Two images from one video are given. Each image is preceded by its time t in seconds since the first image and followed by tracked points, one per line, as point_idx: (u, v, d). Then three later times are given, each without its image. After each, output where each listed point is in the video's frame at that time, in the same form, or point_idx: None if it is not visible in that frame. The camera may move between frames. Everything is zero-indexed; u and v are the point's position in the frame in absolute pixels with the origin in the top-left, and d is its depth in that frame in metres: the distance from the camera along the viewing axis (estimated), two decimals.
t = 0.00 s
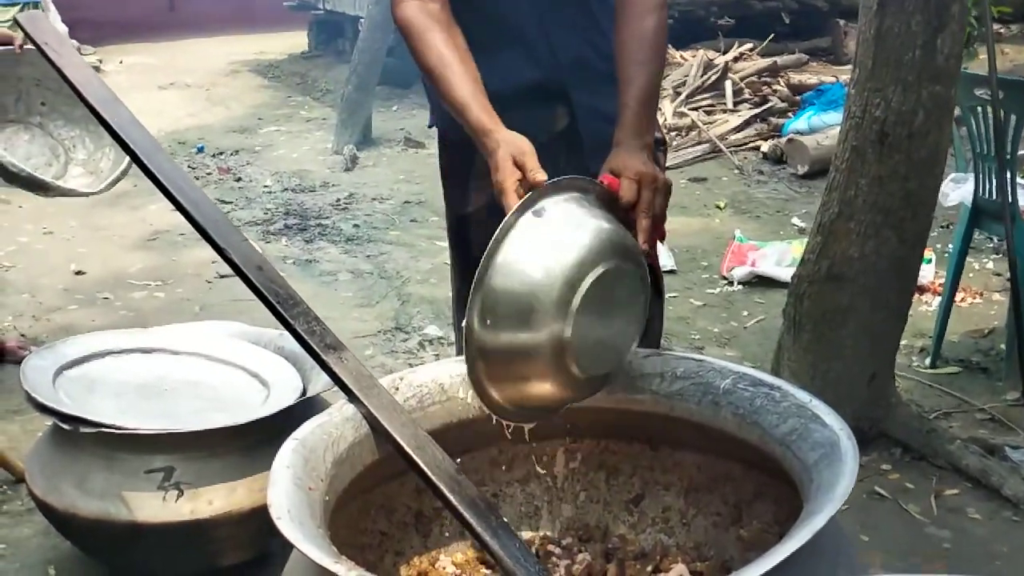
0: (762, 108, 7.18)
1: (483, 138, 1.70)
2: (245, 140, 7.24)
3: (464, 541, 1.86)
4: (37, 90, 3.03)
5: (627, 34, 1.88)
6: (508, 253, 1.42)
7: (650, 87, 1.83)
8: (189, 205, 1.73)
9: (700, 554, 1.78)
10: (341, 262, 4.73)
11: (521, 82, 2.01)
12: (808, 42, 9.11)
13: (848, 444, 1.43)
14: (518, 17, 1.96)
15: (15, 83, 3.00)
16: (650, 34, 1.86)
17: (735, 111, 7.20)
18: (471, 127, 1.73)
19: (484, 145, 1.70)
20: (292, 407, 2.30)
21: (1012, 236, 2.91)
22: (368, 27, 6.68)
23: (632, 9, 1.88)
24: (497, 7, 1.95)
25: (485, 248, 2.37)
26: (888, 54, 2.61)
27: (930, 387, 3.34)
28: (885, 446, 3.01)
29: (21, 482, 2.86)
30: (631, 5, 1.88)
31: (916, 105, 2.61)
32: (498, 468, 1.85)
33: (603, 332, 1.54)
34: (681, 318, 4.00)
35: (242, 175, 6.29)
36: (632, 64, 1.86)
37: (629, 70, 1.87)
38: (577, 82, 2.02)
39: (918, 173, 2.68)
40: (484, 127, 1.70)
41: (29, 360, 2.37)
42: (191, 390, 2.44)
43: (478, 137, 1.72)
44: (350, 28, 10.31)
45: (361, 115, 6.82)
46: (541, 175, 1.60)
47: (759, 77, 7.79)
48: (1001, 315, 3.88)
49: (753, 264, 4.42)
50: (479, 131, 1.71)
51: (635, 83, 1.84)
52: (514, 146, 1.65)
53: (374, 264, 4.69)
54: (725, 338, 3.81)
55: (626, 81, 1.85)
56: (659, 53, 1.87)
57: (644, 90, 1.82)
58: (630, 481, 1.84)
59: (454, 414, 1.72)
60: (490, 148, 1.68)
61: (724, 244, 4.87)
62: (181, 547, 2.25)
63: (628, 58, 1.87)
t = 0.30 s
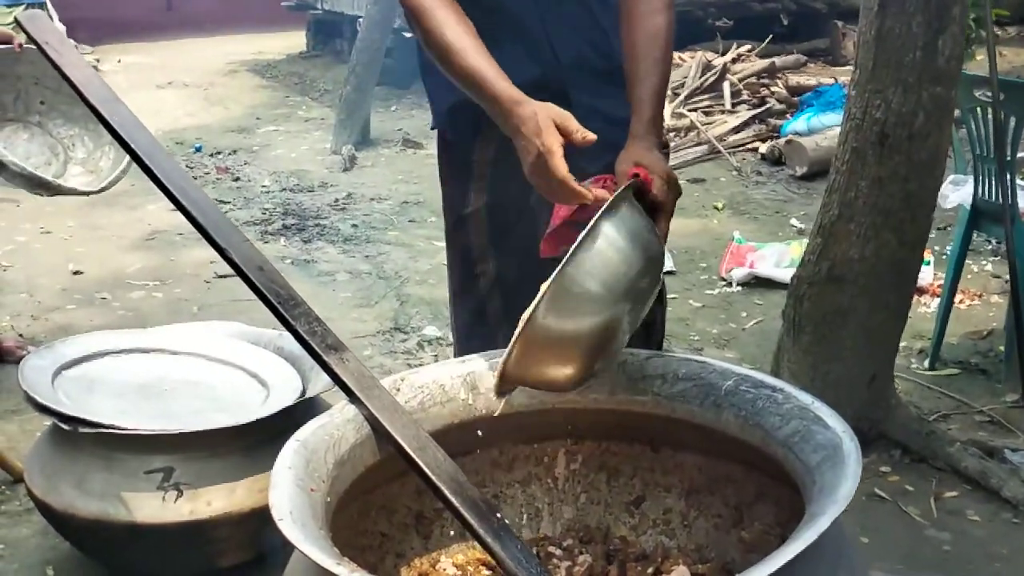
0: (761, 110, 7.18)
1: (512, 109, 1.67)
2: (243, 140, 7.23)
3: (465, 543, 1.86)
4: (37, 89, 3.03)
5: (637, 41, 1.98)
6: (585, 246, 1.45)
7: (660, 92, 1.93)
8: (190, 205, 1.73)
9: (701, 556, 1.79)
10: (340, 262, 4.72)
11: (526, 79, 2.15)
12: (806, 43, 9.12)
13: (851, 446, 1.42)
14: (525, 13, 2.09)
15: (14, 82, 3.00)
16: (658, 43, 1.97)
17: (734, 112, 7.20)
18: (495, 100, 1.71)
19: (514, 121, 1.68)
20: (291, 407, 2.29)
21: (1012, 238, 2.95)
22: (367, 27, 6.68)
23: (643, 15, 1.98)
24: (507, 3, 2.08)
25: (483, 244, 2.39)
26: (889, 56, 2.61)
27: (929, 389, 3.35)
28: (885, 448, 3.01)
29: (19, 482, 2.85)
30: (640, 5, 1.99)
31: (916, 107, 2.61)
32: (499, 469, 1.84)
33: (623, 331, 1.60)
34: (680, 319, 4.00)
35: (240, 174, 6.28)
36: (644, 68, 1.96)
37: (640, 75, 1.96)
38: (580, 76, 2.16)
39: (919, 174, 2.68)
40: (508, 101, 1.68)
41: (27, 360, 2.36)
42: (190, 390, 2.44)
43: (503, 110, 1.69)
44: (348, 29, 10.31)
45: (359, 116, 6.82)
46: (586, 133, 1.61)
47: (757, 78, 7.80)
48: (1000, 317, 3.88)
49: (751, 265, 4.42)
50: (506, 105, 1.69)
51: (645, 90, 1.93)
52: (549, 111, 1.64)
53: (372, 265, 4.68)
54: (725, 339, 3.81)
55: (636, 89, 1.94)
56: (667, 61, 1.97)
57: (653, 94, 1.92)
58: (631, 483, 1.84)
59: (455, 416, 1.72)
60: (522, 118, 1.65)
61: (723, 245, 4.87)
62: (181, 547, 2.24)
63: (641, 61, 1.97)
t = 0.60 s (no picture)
0: (762, 112, 7.18)
1: (539, 86, 1.65)
2: (244, 141, 7.23)
3: (467, 544, 1.86)
4: (38, 90, 3.03)
5: (646, 44, 2.04)
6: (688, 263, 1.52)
7: (670, 96, 1.98)
8: (194, 206, 1.72)
9: (704, 559, 1.79)
10: (341, 263, 4.72)
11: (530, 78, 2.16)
12: (807, 46, 9.13)
13: (856, 449, 1.42)
14: (532, 17, 2.10)
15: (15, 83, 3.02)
16: (667, 47, 2.03)
17: (735, 115, 7.20)
18: (518, 78, 1.68)
19: (538, 98, 1.65)
20: (292, 408, 2.29)
21: (1015, 241, 2.95)
22: (368, 29, 6.68)
23: (651, 20, 2.04)
24: (510, 5, 2.09)
25: (488, 245, 2.39)
26: (891, 59, 2.61)
27: (931, 392, 3.34)
28: (887, 451, 3.01)
29: (21, 483, 2.85)
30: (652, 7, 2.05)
31: (919, 110, 2.61)
32: (502, 471, 1.83)
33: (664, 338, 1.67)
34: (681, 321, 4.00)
35: (241, 176, 6.28)
36: (654, 71, 2.01)
37: (653, 75, 2.01)
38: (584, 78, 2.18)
39: (921, 178, 2.68)
40: (534, 78, 1.66)
41: (29, 361, 2.36)
42: (192, 392, 2.43)
43: (527, 87, 1.67)
44: (348, 30, 10.31)
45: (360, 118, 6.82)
46: (620, 112, 1.58)
47: (758, 81, 7.80)
48: (1001, 320, 3.88)
49: (753, 267, 4.42)
50: (531, 82, 1.66)
51: (655, 95, 1.99)
52: (579, 88, 1.62)
53: (374, 266, 4.68)
54: (726, 342, 3.81)
55: (647, 93, 1.99)
56: (674, 65, 2.02)
57: (664, 98, 1.98)
58: (634, 485, 1.84)
59: (459, 418, 1.71)
60: (550, 95, 1.63)
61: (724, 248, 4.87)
62: (182, 549, 2.24)
63: (651, 65, 2.02)
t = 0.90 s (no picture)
0: (763, 105, 7.17)
1: (544, 62, 1.69)
2: (244, 132, 7.23)
3: (468, 536, 1.86)
4: (39, 81, 3.03)
5: (660, 36, 2.09)
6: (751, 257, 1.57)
7: (684, 88, 2.04)
8: (196, 197, 1.71)
9: (706, 551, 1.78)
10: (342, 255, 4.72)
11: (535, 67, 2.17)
12: (808, 39, 9.12)
13: (858, 442, 1.42)
14: (536, 8, 2.10)
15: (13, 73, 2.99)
16: (680, 42, 2.10)
17: (736, 108, 7.19)
18: (522, 59, 1.71)
19: (542, 75, 1.69)
20: (294, 400, 2.29)
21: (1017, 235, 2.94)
22: (369, 20, 6.67)
23: (664, 13, 2.10)
24: None
25: (492, 239, 2.38)
26: (894, 52, 2.60)
27: (931, 385, 3.35)
28: (887, 444, 3.02)
29: (22, 473, 2.85)
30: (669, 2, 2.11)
31: (922, 103, 2.61)
32: (503, 463, 1.84)
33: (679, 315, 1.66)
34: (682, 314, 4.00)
35: (242, 167, 6.27)
36: (667, 63, 2.07)
37: (668, 66, 2.07)
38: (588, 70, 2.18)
39: (923, 171, 2.68)
40: (540, 57, 1.70)
41: (30, 351, 2.36)
42: (193, 383, 2.43)
43: (533, 65, 1.70)
44: (349, 21, 10.28)
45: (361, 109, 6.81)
46: (627, 92, 1.68)
47: (760, 74, 7.80)
48: (1002, 314, 3.88)
49: (754, 261, 4.42)
50: (536, 59, 1.70)
51: (670, 86, 2.05)
52: (587, 65, 1.68)
53: (374, 258, 4.68)
54: (727, 335, 3.81)
55: (661, 85, 2.05)
56: (687, 59, 2.09)
57: (679, 91, 2.04)
58: (636, 477, 1.84)
59: (462, 409, 1.71)
60: (558, 71, 1.67)
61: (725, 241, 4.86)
62: (183, 540, 2.24)
63: (663, 56, 2.08)
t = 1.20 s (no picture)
0: (762, 98, 7.17)
1: (532, 50, 1.76)
2: (242, 124, 7.21)
3: (468, 527, 1.87)
4: (36, 72, 3.03)
5: (664, 27, 2.10)
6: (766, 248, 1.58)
7: (689, 80, 2.05)
8: (195, 188, 1.69)
9: (705, 542, 1.81)
10: (339, 247, 4.72)
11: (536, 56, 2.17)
12: (807, 32, 9.11)
13: (857, 434, 1.42)
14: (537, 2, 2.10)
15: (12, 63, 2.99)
16: (684, 35, 2.11)
17: (734, 101, 7.19)
18: (511, 47, 1.77)
19: (531, 61, 1.75)
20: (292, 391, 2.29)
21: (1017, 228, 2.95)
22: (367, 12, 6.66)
23: (668, 6, 2.11)
24: None
25: (489, 229, 2.36)
26: (893, 44, 2.60)
27: (929, 378, 3.35)
28: (885, 437, 3.02)
29: (19, 464, 2.85)
30: None
31: (921, 96, 2.60)
32: (502, 454, 1.84)
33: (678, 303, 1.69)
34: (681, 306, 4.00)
35: (239, 159, 6.26)
36: (671, 56, 2.07)
37: (671, 59, 2.08)
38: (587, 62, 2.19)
39: (922, 163, 2.68)
40: (529, 45, 1.77)
41: (29, 343, 2.35)
42: (192, 375, 2.42)
43: (523, 52, 1.76)
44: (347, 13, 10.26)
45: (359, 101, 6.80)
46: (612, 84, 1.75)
47: (758, 66, 7.79)
48: (1000, 307, 3.89)
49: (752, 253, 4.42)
50: (524, 47, 1.77)
51: (674, 79, 2.05)
52: (574, 55, 1.76)
53: (372, 250, 4.68)
54: (725, 327, 3.81)
55: (665, 77, 2.05)
56: (691, 51, 2.09)
57: (683, 83, 2.04)
58: (635, 469, 1.85)
59: (462, 401, 1.71)
60: (547, 58, 1.74)
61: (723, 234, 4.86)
62: (182, 531, 2.24)
63: (667, 48, 2.08)
